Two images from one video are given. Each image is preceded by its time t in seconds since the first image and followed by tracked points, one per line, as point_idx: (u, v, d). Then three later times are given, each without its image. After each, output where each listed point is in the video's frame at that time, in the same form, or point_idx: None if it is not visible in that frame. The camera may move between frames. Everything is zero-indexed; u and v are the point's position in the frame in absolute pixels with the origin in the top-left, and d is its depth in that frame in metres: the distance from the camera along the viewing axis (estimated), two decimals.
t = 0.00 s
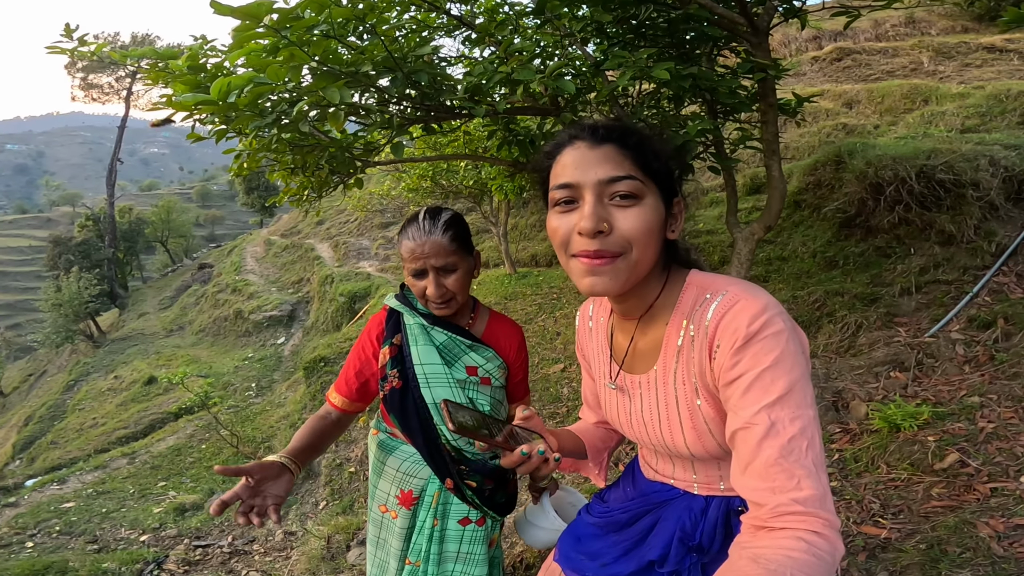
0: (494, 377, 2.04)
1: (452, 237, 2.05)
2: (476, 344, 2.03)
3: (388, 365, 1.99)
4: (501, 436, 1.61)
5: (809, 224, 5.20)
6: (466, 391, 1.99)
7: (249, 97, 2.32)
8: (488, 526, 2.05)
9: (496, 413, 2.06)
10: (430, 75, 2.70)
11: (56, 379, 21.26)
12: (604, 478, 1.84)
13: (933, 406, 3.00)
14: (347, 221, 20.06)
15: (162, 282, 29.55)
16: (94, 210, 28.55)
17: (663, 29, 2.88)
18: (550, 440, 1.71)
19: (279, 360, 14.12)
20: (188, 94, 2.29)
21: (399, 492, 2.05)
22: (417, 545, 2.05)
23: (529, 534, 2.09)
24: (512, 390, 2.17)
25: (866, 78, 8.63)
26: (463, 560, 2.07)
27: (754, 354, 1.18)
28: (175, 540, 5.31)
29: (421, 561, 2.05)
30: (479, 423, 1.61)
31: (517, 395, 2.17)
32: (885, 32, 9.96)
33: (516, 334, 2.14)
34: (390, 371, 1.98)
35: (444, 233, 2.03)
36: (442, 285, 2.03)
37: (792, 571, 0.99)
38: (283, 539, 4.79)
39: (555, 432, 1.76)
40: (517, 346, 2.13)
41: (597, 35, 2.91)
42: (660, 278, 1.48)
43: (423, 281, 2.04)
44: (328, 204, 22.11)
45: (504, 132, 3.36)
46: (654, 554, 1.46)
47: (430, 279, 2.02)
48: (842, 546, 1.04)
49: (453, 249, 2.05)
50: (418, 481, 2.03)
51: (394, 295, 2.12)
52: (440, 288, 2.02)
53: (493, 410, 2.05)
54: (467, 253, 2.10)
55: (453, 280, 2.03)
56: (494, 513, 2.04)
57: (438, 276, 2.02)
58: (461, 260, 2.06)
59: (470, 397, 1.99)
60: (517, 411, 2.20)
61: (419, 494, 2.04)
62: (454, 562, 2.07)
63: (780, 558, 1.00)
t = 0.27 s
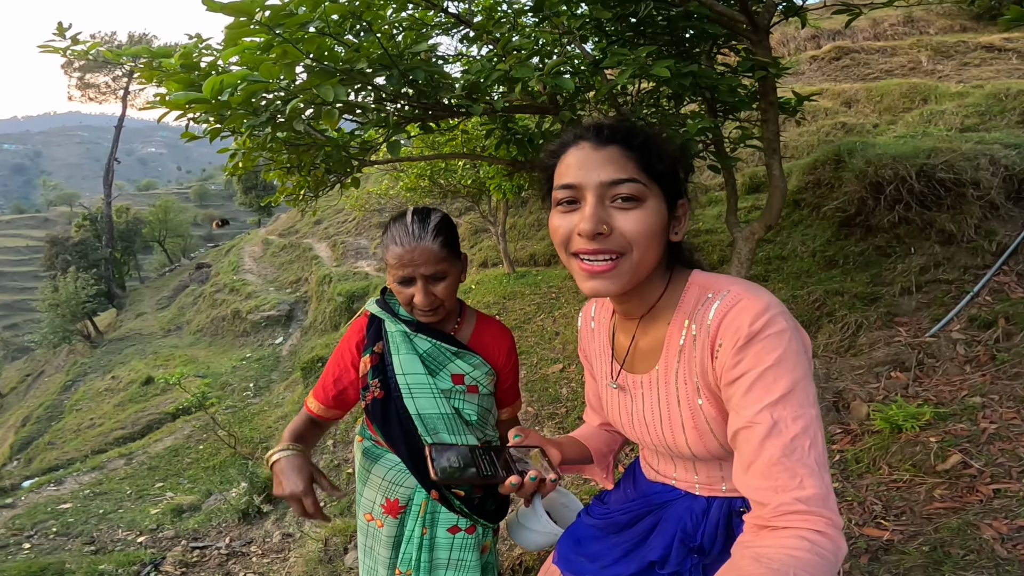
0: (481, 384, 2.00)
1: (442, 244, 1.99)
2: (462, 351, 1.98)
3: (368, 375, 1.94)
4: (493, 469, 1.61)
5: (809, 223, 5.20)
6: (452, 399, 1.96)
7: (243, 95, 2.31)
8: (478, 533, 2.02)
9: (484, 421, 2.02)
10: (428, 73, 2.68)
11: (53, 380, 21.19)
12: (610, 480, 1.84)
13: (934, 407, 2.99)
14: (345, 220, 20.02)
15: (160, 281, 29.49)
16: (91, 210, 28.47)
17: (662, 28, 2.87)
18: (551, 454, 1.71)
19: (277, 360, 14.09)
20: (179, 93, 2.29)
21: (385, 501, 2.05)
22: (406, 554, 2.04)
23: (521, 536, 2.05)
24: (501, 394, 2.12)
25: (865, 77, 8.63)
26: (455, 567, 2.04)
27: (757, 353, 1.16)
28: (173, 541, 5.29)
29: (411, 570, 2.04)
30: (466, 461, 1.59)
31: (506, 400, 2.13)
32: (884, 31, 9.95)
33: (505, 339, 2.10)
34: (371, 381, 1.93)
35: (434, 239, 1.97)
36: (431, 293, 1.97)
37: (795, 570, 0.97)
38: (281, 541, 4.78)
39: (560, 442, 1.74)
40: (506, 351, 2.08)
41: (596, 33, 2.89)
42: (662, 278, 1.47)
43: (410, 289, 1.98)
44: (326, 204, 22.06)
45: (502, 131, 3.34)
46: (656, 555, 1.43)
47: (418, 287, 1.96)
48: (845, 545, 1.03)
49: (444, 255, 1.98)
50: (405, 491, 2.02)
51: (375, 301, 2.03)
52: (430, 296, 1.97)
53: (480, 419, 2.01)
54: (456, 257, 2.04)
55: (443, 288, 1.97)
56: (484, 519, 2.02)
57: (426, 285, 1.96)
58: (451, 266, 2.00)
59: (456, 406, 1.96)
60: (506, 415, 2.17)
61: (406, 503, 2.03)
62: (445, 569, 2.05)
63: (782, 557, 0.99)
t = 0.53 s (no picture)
0: (466, 391, 1.96)
1: (426, 247, 1.94)
2: (446, 358, 1.94)
3: (352, 380, 1.93)
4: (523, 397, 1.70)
5: (808, 223, 5.20)
6: (436, 407, 1.93)
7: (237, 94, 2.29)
8: (465, 540, 2.03)
9: (469, 428, 1.99)
10: (424, 72, 2.66)
11: (51, 380, 21.14)
12: (594, 484, 1.79)
13: (934, 407, 2.99)
14: (344, 220, 20.00)
15: (157, 282, 29.43)
16: (88, 210, 28.41)
17: (661, 26, 2.86)
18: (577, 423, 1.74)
19: (275, 360, 14.06)
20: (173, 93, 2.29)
21: (371, 505, 2.02)
22: (392, 558, 2.02)
23: (515, 538, 2.11)
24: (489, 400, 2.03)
25: (864, 76, 8.62)
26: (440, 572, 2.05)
27: (754, 356, 1.16)
28: (171, 542, 5.28)
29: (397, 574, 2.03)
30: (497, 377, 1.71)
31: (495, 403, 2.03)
32: (882, 30, 9.94)
33: (493, 343, 2.05)
34: (355, 386, 1.92)
35: (417, 243, 1.92)
36: (416, 298, 1.93)
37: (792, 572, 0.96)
38: (279, 542, 4.76)
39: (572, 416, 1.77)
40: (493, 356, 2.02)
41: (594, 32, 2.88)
42: (660, 280, 1.46)
43: (393, 295, 1.93)
44: (324, 203, 22.03)
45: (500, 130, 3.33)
46: (656, 556, 1.42)
47: (402, 292, 1.91)
48: (843, 548, 1.02)
49: (428, 259, 1.93)
50: (391, 495, 2.00)
51: (359, 304, 2.03)
52: (413, 302, 1.92)
53: (465, 426, 1.97)
54: (440, 260, 1.99)
55: (427, 293, 1.93)
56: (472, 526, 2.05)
57: (410, 290, 1.91)
58: (435, 270, 1.95)
59: (440, 413, 1.93)
60: (495, 421, 2.05)
61: (392, 507, 2.01)
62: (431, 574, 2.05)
63: (780, 559, 0.98)
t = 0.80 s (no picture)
0: (457, 394, 1.94)
1: (412, 248, 1.92)
2: (436, 360, 1.93)
3: (341, 385, 1.93)
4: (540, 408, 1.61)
5: (807, 223, 5.20)
6: (426, 411, 1.92)
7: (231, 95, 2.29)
8: (457, 545, 2.02)
9: (461, 431, 1.97)
10: (422, 71, 2.65)
11: (49, 381, 21.10)
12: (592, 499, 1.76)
13: (935, 408, 2.98)
14: (342, 220, 19.98)
15: (156, 282, 29.38)
16: (86, 210, 28.36)
17: (661, 25, 2.85)
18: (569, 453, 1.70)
19: (274, 361, 14.05)
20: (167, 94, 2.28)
21: (364, 510, 2.03)
22: (385, 563, 2.02)
23: (511, 543, 2.08)
24: (482, 403, 2.03)
25: (862, 76, 8.63)
26: None
27: (749, 359, 1.15)
28: (169, 544, 5.26)
29: None
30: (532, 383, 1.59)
31: (488, 408, 2.03)
32: (880, 29, 9.94)
33: (484, 344, 2.02)
34: (344, 391, 1.93)
35: (402, 244, 1.90)
36: (403, 300, 1.91)
37: None
38: (278, 544, 4.75)
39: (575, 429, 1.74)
40: (486, 358, 2.01)
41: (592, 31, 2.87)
42: (654, 285, 1.45)
43: (380, 297, 1.92)
44: (322, 203, 22.01)
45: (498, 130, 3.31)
46: (654, 560, 1.41)
47: (389, 294, 1.90)
48: (840, 550, 1.01)
49: (414, 260, 1.92)
50: (383, 500, 2.01)
51: (347, 309, 2.03)
52: (401, 304, 1.90)
53: (457, 430, 1.96)
54: (427, 261, 1.98)
55: (414, 294, 1.91)
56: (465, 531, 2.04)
57: (397, 292, 1.90)
58: (422, 271, 1.93)
59: (430, 417, 1.92)
60: (489, 424, 2.06)
61: (384, 512, 2.01)
62: None
63: (776, 563, 0.97)
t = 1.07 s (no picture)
0: (461, 397, 1.93)
1: (411, 246, 1.90)
2: (439, 362, 1.93)
3: (344, 388, 1.93)
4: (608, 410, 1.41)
5: (807, 222, 5.20)
6: (428, 414, 1.91)
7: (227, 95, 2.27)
8: (460, 553, 2.01)
9: (465, 434, 1.96)
10: (420, 70, 2.63)
11: (47, 382, 21.05)
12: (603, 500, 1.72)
13: (937, 409, 2.98)
14: (340, 220, 19.95)
15: (153, 282, 29.33)
16: (84, 210, 28.29)
17: (661, 24, 2.84)
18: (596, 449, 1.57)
19: (272, 361, 14.03)
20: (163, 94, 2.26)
21: (366, 514, 2.02)
22: (387, 570, 2.01)
23: (515, 546, 2.08)
24: (488, 406, 2.04)
25: (861, 75, 8.63)
26: None
27: (753, 361, 1.14)
28: (168, 545, 5.25)
29: None
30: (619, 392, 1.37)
31: (494, 411, 2.05)
32: (879, 29, 9.93)
33: (488, 346, 2.02)
34: (346, 394, 1.93)
35: (401, 241, 1.88)
36: (404, 299, 1.89)
37: None
38: (278, 546, 4.74)
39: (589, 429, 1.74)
40: (490, 361, 2.00)
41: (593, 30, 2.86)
42: (656, 286, 1.44)
43: (380, 297, 1.90)
44: (320, 203, 21.97)
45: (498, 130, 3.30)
46: (657, 564, 1.41)
47: (389, 293, 1.88)
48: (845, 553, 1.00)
49: (413, 258, 1.89)
50: (385, 505, 1.99)
51: (350, 311, 2.02)
52: (402, 303, 1.89)
53: (461, 433, 1.94)
54: (427, 259, 1.95)
55: (415, 293, 1.89)
56: (467, 538, 2.02)
57: (397, 290, 1.88)
58: (422, 269, 1.91)
59: (433, 420, 1.90)
60: (495, 426, 2.08)
61: (385, 518, 2.00)
62: None
63: (780, 566, 0.97)
